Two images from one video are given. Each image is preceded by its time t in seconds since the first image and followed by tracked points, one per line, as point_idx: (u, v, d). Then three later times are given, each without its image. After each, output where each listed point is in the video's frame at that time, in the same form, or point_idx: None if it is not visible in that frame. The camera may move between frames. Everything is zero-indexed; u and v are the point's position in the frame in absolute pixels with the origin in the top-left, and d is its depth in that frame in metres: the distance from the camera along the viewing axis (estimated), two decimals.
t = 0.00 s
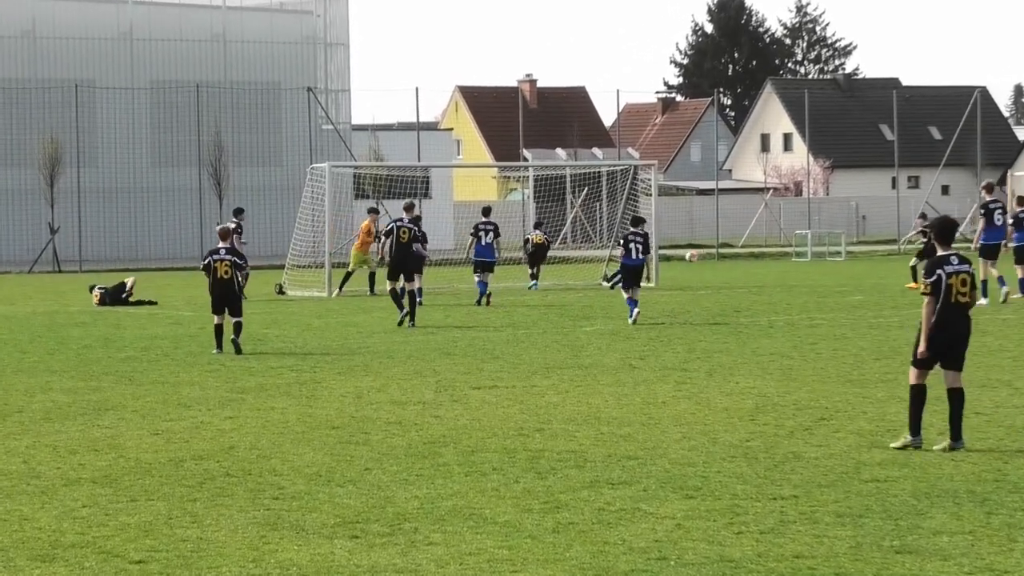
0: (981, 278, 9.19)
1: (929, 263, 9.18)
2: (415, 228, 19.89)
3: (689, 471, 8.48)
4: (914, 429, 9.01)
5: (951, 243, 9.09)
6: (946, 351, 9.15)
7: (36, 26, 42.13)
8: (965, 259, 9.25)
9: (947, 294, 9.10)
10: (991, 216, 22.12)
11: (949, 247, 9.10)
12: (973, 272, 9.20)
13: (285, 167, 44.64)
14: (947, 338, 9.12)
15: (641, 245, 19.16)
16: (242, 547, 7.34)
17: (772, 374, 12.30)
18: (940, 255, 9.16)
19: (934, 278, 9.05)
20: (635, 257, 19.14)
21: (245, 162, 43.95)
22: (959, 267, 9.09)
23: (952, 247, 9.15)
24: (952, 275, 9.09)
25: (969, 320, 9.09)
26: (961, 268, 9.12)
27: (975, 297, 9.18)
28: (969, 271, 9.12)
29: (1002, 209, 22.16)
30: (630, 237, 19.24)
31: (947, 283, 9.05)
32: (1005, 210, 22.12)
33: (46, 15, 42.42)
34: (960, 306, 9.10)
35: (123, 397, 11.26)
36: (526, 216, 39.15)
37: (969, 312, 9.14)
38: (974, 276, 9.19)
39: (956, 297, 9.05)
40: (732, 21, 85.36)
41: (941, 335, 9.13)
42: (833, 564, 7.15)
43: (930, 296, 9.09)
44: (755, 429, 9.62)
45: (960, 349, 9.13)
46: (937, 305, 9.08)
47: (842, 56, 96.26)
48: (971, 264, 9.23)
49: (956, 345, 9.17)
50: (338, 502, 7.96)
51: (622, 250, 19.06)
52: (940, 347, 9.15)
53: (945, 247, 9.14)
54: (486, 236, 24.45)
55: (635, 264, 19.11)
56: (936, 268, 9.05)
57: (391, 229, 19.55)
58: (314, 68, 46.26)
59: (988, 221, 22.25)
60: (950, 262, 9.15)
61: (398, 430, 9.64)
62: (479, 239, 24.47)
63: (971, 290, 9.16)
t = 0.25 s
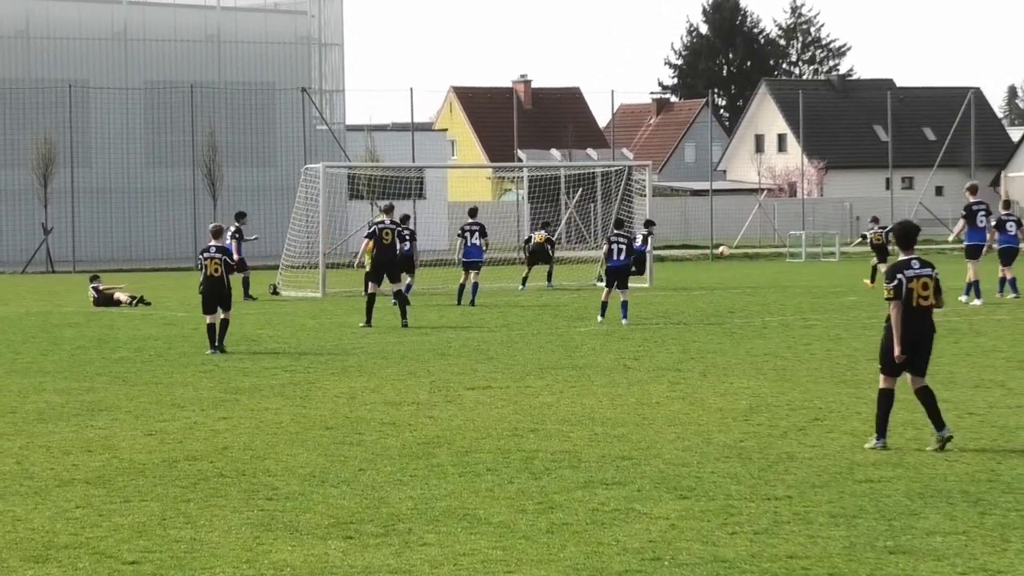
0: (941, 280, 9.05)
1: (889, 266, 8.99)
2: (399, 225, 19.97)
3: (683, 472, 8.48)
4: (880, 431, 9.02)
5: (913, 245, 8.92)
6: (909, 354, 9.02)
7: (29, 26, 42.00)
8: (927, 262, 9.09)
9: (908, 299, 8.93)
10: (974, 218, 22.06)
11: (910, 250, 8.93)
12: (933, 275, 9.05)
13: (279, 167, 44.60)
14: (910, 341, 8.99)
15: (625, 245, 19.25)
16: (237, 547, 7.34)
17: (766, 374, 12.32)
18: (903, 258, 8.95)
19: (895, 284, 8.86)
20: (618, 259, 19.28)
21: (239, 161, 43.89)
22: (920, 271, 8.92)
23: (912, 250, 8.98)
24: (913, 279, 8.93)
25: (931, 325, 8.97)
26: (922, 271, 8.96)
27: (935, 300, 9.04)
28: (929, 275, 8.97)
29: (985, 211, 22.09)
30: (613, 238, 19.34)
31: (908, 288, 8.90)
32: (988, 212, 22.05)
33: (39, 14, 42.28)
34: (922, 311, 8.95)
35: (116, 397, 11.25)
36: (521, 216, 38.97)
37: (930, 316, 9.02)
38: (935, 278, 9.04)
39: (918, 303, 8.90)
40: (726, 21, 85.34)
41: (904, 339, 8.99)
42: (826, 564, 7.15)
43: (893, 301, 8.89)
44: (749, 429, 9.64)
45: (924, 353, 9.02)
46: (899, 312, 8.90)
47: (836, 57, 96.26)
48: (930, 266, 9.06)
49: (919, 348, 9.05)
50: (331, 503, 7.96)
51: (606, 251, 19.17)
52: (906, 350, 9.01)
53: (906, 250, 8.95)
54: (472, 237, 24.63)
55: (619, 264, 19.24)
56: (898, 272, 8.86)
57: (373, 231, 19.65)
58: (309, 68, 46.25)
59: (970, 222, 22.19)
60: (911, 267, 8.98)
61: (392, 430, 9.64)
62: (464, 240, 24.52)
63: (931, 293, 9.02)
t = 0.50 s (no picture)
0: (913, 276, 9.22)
1: (860, 265, 9.22)
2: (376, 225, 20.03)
3: (675, 472, 8.48)
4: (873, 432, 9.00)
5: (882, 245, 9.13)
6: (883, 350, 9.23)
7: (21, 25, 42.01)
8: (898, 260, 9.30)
9: (878, 297, 9.15)
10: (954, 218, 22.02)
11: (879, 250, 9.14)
12: (904, 271, 9.24)
13: (271, 168, 44.51)
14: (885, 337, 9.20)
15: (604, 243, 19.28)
16: (229, 547, 7.35)
17: (759, 374, 12.32)
18: (872, 259, 9.18)
19: (862, 281, 9.11)
20: (599, 257, 19.38)
21: (231, 162, 43.83)
22: (890, 268, 9.12)
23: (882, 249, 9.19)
24: (883, 276, 9.13)
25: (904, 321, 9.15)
26: (893, 268, 9.18)
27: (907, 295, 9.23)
28: (899, 271, 9.16)
29: (965, 213, 22.01)
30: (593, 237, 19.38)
31: (877, 286, 9.12)
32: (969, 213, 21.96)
33: (31, 15, 42.28)
34: (893, 307, 9.16)
35: (108, 398, 11.24)
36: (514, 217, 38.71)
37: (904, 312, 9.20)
38: (906, 273, 9.23)
39: (888, 300, 9.10)
40: (718, 21, 85.39)
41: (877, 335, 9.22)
42: (819, 564, 7.16)
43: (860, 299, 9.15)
44: (742, 429, 9.64)
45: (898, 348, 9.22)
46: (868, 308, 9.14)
47: (828, 57, 96.27)
48: (902, 263, 9.25)
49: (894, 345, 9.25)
50: (324, 503, 7.96)
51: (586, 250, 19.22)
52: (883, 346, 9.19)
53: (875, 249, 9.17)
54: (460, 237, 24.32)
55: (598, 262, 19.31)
56: (865, 271, 9.10)
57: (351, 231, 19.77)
58: (302, 68, 46.30)
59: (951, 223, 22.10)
60: (881, 264, 9.19)
61: (384, 430, 9.64)
62: (453, 240, 24.27)
63: (901, 289, 9.22)
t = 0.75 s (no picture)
0: (890, 277, 9.39)
1: (835, 266, 9.42)
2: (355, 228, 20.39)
3: (667, 472, 8.48)
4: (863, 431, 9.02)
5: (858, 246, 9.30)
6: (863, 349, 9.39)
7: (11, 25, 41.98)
8: (876, 260, 9.45)
9: (855, 297, 9.33)
10: (937, 216, 22.03)
11: (856, 252, 9.30)
12: (882, 272, 9.42)
13: (262, 167, 44.33)
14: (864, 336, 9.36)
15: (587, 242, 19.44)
16: (221, 547, 7.34)
17: (749, 374, 12.32)
18: (848, 260, 9.37)
19: (837, 282, 9.30)
20: (581, 256, 19.67)
21: (222, 162, 43.68)
22: (866, 269, 9.30)
23: (857, 250, 9.37)
24: (858, 277, 9.31)
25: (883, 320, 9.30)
26: (868, 268, 9.34)
27: (886, 296, 9.39)
28: (876, 272, 9.34)
29: (948, 210, 22.06)
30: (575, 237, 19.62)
31: (852, 286, 9.29)
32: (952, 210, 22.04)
33: (22, 15, 42.23)
34: (871, 308, 9.32)
35: (99, 398, 11.25)
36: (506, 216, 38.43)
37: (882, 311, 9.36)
38: (883, 275, 9.40)
39: (865, 300, 9.27)
40: (709, 21, 85.40)
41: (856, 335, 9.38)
42: (810, 564, 7.15)
43: (837, 300, 9.34)
44: (734, 429, 9.65)
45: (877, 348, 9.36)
46: (846, 309, 9.32)
47: (820, 56, 96.27)
48: (880, 265, 9.43)
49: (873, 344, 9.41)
50: (315, 502, 7.97)
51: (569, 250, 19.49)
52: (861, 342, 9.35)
53: (852, 251, 9.33)
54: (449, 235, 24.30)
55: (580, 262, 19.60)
56: (839, 271, 9.30)
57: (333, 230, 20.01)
58: (292, 69, 46.12)
59: (934, 221, 22.13)
60: (857, 265, 9.37)
61: (375, 430, 9.64)
62: (442, 239, 24.25)
63: (879, 289, 9.38)
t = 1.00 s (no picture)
0: (874, 277, 9.41)
1: (820, 265, 9.44)
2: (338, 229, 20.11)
3: (658, 471, 8.48)
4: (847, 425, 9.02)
5: (844, 246, 9.32)
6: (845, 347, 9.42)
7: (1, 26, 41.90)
8: (859, 260, 9.48)
9: (838, 296, 9.37)
10: (921, 218, 22.14)
11: (841, 251, 9.33)
12: (866, 272, 9.44)
13: (253, 167, 44.32)
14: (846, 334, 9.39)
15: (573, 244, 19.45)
16: (212, 547, 7.34)
17: (741, 373, 12.34)
18: (833, 260, 9.40)
19: (820, 280, 9.35)
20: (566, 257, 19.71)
21: (213, 162, 43.69)
22: (850, 269, 9.34)
23: (842, 250, 9.40)
24: (840, 277, 9.35)
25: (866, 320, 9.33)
26: (852, 269, 9.37)
27: (869, 295, 9.42)
28: (860, 272, 9.37)
29: (931, 213, 22.17)
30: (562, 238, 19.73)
31: (835, 286, 9.33)
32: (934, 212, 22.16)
33: (11, 15, 42.15)
34: (853, 308, 9.35)
35: (90, 398, 11.26)
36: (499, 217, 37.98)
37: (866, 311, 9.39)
38: (867, 275, 9.42)
39: (847, 299, 9.30)
40: (699, 22, 85.37)
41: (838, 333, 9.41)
42: (801, 564, 7.15)
43: (821, 298, 9.39)
44: (726, 428, 9.66)
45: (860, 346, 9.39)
46: (829, 308, 9.36)
47: (811, 57, 96.12)
48: (864, 265, 9.46)
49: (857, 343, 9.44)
50: (305, 502, 7.97)
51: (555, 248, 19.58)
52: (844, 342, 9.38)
53: (837, 251, 9.36)
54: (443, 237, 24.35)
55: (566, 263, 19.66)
56: (823, 270, 9.32)
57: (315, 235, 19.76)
58: (283, 68, 46.12)
59: (917, 223, 22.21)
60: (841, 265, 9.40)
61: (366, 430, 9.64)
62: (436, 240, 24.31)
63: (862, 289, 9.41)
